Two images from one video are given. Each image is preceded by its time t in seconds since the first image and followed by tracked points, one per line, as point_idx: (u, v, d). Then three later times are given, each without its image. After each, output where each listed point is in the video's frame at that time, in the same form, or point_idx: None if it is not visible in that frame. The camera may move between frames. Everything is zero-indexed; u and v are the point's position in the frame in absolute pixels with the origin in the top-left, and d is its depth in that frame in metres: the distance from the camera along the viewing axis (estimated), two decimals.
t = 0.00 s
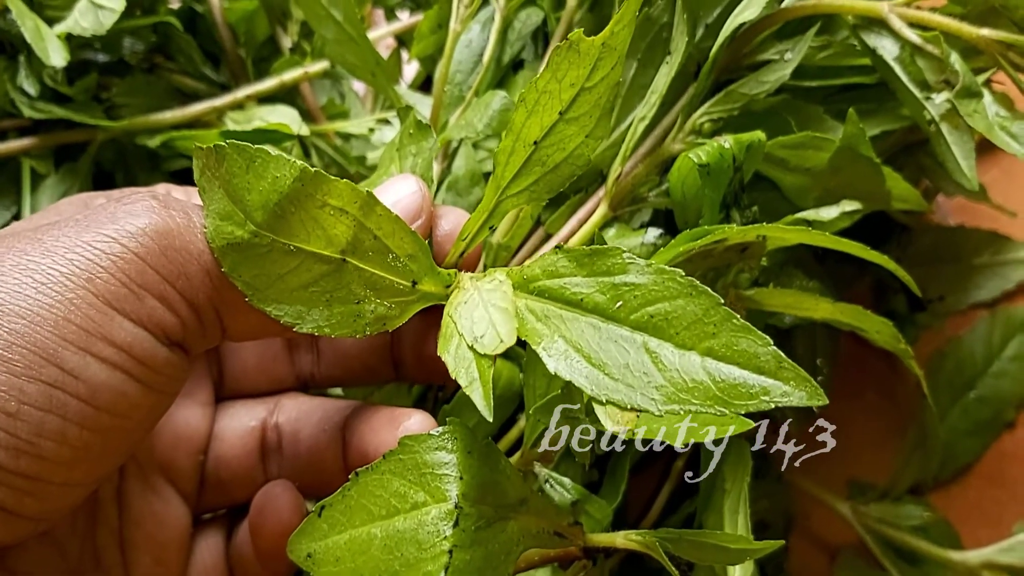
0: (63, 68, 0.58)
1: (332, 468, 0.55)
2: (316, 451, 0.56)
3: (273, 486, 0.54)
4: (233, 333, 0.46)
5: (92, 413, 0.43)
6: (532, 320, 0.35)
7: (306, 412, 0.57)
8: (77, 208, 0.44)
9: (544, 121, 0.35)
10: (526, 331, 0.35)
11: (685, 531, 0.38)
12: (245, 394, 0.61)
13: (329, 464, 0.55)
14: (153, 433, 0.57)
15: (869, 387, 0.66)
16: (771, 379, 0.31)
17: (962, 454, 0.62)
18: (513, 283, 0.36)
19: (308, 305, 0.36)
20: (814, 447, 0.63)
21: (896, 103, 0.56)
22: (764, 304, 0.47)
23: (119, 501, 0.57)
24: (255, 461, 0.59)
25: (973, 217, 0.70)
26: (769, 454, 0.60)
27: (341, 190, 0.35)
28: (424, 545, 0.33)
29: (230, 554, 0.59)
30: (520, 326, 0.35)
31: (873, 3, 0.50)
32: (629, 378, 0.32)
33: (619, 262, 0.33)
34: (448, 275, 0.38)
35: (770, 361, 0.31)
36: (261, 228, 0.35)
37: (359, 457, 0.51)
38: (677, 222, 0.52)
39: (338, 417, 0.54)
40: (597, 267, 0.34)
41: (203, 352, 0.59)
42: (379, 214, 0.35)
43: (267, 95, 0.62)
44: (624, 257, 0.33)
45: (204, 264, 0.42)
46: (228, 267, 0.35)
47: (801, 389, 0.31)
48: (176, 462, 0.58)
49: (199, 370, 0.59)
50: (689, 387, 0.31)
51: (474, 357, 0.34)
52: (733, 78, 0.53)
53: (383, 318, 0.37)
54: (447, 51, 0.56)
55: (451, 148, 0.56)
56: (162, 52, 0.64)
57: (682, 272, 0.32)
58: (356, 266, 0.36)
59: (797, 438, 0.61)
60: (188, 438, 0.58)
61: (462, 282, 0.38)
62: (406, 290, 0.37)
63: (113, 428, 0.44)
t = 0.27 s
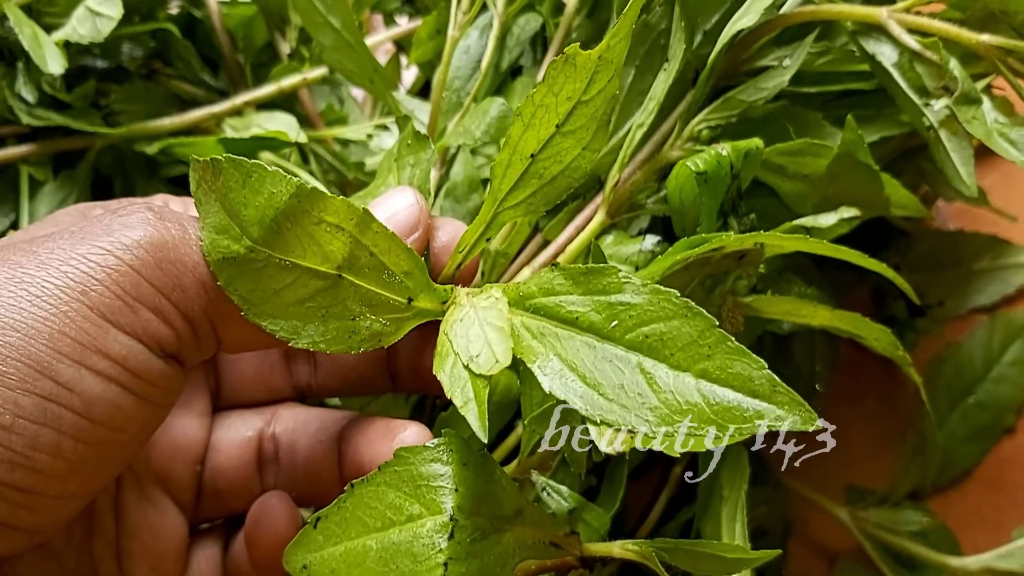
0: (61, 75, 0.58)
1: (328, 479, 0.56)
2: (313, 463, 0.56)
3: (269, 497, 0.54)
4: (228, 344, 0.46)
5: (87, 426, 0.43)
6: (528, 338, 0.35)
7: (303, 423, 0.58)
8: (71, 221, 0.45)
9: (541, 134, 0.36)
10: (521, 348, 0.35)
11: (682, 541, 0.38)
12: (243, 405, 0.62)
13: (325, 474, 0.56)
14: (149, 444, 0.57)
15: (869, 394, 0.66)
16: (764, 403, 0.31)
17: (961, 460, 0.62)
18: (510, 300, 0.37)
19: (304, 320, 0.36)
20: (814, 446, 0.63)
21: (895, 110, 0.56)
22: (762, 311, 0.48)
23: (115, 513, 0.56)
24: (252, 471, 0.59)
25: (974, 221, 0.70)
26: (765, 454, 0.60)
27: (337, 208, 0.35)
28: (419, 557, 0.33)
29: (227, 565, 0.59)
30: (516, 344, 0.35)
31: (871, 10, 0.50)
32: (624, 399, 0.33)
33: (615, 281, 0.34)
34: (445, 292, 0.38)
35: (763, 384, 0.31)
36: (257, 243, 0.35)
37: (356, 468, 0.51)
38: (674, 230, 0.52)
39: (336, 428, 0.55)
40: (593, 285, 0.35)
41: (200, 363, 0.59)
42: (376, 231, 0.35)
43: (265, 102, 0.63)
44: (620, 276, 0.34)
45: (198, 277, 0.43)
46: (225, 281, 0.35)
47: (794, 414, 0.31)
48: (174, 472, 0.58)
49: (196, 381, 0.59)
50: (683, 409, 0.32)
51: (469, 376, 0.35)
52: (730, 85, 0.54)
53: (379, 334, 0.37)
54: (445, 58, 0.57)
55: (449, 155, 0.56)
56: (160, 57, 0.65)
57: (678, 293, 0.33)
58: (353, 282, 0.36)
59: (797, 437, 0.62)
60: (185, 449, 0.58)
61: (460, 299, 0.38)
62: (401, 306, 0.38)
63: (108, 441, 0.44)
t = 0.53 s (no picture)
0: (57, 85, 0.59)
1: (323, 494, 0.56)
2: (308, 478, 0.57)
3: (263, 513, 0.55)
4: (222, 360, 0.47)
5: (81, 444, 0.43)
6: (525, 362, 0.36)
7: (298, 438, 0.58)
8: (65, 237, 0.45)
9: (537, 156, 0.37)
10: (518, 372, 0.36)
11: (674, 553, 0.39)
12: (238, 419, 0.62)
13: (319, 490, 0.57)
14: (146, 458, 0.57)
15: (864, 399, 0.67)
16: (759, 429, 0.32)
17: (955, 465, 0.62)
18: (507, 324, 0.37)
19: (302, 347, 0.37)
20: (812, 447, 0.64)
21: (887, 117, 0.56)
22: (755, 320, 0.48)
23: (110, 527, 0.57)
24: (247, 485, 0.60)
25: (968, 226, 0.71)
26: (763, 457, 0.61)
27: (335, 237, 0.35)
28: (412, 573, 0.34)
29: None
30: (514, 367, 0.36)
31: (864, 18, 0.50)
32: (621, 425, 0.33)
33: (611, 306, 0.35)
34: (442, 316, 0.39)
35: (759, 411, 0.32)
36: (254, 272, 0.35)
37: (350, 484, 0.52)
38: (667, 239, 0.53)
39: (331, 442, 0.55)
40: (590, 310, 0.35)
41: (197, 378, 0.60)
42: (373, 259, 0.36)
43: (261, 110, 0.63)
44: (617, 301, 0.35)
45: (193, 293, 0.43)
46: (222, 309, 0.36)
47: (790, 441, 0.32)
48: (169, 487, 0.59)
49: (193, 397, 0.60)
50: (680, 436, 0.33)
51: (467, 405, 0.35)
52: (725, 94, 0.54)
53: (377, 360, 0.38)
54: (440, 66, 0.57)
55: (444, 164, 0.57)
56: (156, 66, 0.65)
57: (673, 320, 0.33)
58: (350, 310, 0.37)
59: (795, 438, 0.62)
60: (181, 463, 0.59)
61: (456, 322, 0.39)
62: (399, 333, 0.38)
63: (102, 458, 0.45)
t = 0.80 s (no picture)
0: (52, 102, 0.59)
1: (315, 521, 0.57)
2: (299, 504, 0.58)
3: (256, 542, 0.57)
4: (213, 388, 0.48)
5: (73, 475, 0.44)
6: (520, 406, 0.37)
7: (291, 464, 0.60)
8: (57, 266, 0.46)
9: (532, 191, 0.38)
10: (513, 415, 0.37)
11: None
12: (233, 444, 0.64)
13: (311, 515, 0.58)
14: (141, 483, 0.59)
15: (858, 411, 0.68)
16: (753, 484, 0.33)
17: (950, 477, 0.62)
18: (502, 365, 0.38)
19: (298, 394, 0.37)
20: (814, 446, 0.65)
21: (881, 133, 0.57)
22: (748, 338, 0.48)
23: (104, 554, 0.57)
24: (240, 510, 0.62)
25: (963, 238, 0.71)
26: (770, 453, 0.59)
27: (332, 287, 0.36)
28: None
29: None
30: (508, 410, 0.37)
31: (858, 34, 0.50)
32: (615, 472, 0.34)
33: (608, 352, 0.35)
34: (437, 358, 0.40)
35: (753, 464, 0.33)
36: (250, 321, 0.35)
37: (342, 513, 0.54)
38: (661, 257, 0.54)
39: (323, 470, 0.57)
40: (586, 356, 0.36)
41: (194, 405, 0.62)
42: (371, 307, 0.37)
43: (256, 124, 0.64)
44: (613, 348, 0.36)
45: (186, 323, 0.44)
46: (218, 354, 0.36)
47: (782, 496, 0.32)
48: (163, 512, 0.60)
49: (188, 423, 0.62)
50: (673, 486, 0.33)
51: (465, 454, 0.35)
52: (719, 109, 0.54)
53: (373, 405, 0.39)
54: (434, 82, 0.57)
55: (439, 179, 0.57)
56: (152, 79, 0.66)
57: (669, 368, 0.34)
58: (349, 358, 0.38)
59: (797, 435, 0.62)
60: (174, 488, 0.60)
61: (452, 364, 0.40)
62: (396, 377, 0.39)
63: (93, 488, 0.46)
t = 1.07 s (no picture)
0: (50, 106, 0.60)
1: (313, 525, 0.58)
2: (298, 509, 0.59)
3: (254, 546, 0.57)
4: (210, 393, 0.48)
5: (70, 481, 0.44)
6: (518, 414, 0.37)
7: (289, 469, 0.60)
8: (55, 272, 0.46)
9: (527, 197, 0.38)
10: (512, 423, 0.37)
11: None
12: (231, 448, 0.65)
13: (309, 520, 0.58)
14: (139, 487, 0.59)
15: (855, 413, 0.68)
16: (752, 489, 0.33)
17: (947, 478, 0.62)
18: (500, 373, 0.38)
19: (298, 403, 0.38)
20: (814, 446, 0.65)
21: (877, 137, 0.57)
22: (744, 340, 0.48)
23: (102, 557, 0.56)
24: (238, 513, 0.62)
25: (959, 240, 0.72)
26: (770, 453, 0.60)
27: (330, 300, 0.36)
28: None
29: None
30: (507, 420, 0.37)
31: (853, 39, 0.51)
32: (614, 480, 0.34)
33: (605, 360, 0.36)
34: (435, 368, 0.40)
35: (751, 469, 0.33)
36: (248, 333, 0.36)
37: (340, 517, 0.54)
38: (656, 260, 0.55)
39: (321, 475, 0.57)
40: (583, 363, 0.36)
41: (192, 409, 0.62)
42: (369, 320, 0.37)
43: (254, 128, 0.64)
44: (610, 355, 0.36)
45: (182, 328, 0.44)
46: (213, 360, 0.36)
47: (781, 500, 0.33)
48: (162, 515, 0.60)
49: (186, 427, 0.62)
50: (673, 492, 0.34)
51: (464, 466, 0.35)
52: (714, 113, 0.54)
53: (371, 416, 0.39)
54: (431, 86, 0.57)
55: (436, 183, 0.58)
56: (150, 82, 0.66)
57: (666, 374, 0.35)
58: (347, 370, 0.38)
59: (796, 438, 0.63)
60: (172, 492, 0.60)
61: (450, 372, 0.40)
62: (395, 389, 0.39)
63: (91, 494, 0.46)
